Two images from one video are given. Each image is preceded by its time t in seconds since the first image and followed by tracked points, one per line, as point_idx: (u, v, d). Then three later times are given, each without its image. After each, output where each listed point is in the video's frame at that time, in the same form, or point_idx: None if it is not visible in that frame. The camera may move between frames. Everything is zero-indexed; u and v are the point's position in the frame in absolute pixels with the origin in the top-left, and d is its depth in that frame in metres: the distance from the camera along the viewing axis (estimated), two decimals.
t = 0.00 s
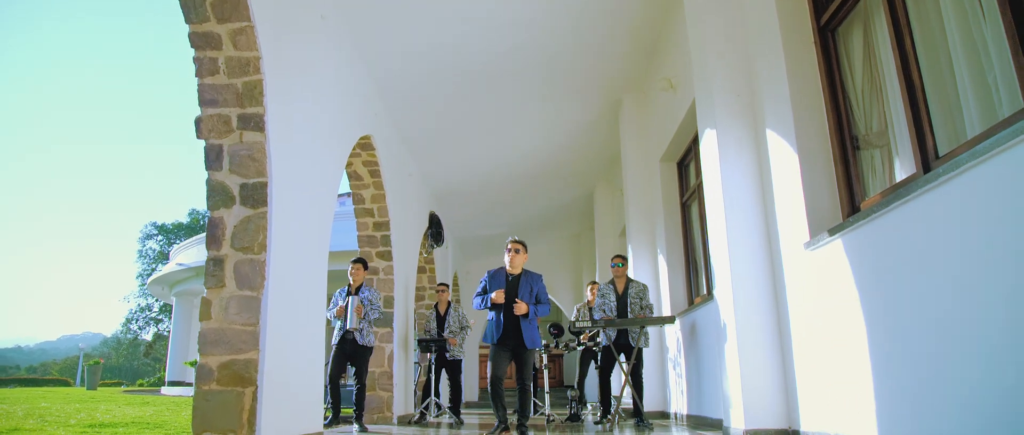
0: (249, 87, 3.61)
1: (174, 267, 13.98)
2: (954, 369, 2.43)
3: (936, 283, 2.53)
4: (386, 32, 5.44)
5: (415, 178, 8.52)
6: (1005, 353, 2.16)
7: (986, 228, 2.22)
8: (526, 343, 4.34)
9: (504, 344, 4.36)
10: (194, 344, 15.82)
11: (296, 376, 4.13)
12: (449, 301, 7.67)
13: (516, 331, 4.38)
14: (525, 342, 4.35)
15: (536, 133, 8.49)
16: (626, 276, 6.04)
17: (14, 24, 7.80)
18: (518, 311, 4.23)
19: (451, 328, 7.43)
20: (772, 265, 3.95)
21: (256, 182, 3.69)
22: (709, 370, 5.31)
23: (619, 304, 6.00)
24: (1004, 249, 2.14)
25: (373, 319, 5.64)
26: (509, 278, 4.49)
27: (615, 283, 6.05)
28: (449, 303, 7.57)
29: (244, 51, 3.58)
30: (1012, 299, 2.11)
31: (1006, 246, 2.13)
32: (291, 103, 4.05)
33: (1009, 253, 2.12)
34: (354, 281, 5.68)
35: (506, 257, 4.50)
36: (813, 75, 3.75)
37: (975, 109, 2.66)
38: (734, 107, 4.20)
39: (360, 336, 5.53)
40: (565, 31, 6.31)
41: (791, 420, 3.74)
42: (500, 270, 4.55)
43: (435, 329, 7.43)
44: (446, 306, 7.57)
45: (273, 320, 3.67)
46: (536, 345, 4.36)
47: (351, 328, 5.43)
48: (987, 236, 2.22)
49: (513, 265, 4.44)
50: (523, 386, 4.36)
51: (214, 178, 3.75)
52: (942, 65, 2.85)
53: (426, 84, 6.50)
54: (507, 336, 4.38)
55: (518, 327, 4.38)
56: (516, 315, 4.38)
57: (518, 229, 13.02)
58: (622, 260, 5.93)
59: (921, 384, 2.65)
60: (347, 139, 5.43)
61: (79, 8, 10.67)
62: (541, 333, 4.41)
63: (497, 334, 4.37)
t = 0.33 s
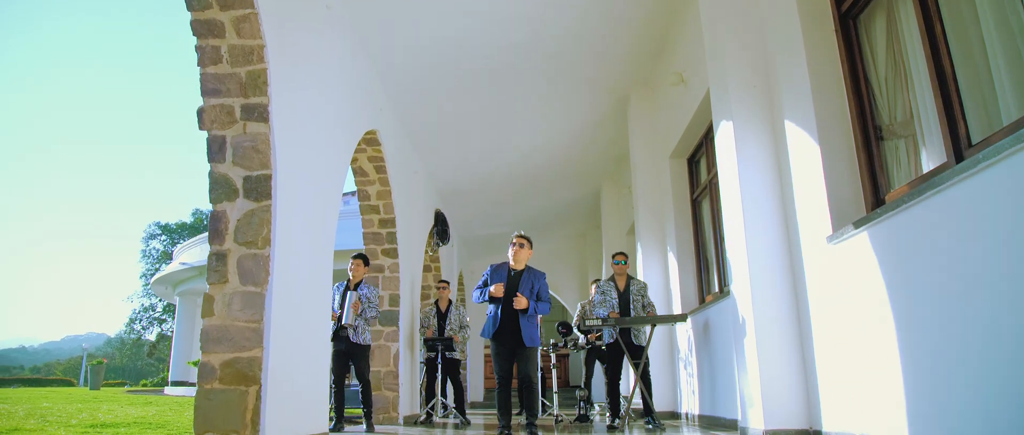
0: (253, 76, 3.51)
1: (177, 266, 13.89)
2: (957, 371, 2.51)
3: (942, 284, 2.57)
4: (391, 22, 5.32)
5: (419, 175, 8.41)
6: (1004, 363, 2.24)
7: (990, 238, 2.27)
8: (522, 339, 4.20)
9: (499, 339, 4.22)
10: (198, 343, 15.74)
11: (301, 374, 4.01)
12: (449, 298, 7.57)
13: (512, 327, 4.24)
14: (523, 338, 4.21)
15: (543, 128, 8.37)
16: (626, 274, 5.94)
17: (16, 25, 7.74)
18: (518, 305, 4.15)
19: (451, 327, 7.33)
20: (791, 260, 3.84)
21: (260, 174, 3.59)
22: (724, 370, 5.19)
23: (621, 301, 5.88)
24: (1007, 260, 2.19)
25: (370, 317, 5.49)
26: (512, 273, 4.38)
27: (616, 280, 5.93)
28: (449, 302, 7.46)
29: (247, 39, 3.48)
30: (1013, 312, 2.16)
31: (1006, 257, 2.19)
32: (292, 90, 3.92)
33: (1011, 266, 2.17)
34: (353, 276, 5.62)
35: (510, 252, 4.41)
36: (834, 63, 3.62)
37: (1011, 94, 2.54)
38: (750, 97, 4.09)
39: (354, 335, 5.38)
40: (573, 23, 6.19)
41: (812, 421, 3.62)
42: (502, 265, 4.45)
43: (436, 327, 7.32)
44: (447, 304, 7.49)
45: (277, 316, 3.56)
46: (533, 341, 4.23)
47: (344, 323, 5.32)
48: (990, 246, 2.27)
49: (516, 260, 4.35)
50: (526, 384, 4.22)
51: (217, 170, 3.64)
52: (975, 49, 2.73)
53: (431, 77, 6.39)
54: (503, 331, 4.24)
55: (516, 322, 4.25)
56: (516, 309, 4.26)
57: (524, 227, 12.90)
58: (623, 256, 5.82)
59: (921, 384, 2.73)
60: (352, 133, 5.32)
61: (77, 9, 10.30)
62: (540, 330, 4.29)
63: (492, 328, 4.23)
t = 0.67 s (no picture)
0: (257, 64, 3.40)
1: (179, 266, 13.78)
2: (973, 371, 2.49)
3: (942, 283, 2.63)
4: (396, 14, 5.18)
5: (424, 172, 8.28)
6: (1004, 365, 2.32)
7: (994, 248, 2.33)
8: (536, 340, 4.06)
9: (513, 341, 4.10)
10: (200, 343, 15.62)
11: (304, 374, 3.87)
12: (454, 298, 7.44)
13: (527, 331, 4.10)
14: (538, 340, 4.07)
15: (550, 125, 8.24)
16: (636, 272, 5.82)
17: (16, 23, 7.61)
18: (531, 307, 4.02)
19: (457, 327, 7.19)
20: (814, 254, 3.70)
21: (263, 166, 3.46)
22: (739, 369, 5.07)
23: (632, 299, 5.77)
24: (1008, 268, 2.26)
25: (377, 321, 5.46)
26: (517, 275, 4.26)
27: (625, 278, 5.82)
28: (454, 301, 7.34)
29: (250, 26, 3.36)
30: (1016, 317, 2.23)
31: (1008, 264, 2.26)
32: (295, 80, 3.78)
33: (1011, 272, 2.25)
34: (357, 275, 5.41)
35: (509, 253, 4.28)
36: (860, 50, 3.47)
37: None
38: (771, 87, 3.95)
39: (366, 337, 5.28)
40: (582, 16, 6.05)
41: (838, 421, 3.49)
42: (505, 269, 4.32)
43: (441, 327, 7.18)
44: (452, 303, 7.36)
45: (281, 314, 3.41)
46: (547, 340, 4.08)
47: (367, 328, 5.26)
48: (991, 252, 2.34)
49: (520, 260, 4.23)
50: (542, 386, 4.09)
51: (219, 162, 3.51)
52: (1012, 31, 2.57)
53: (437, 71, 6.26)
54: (520, 336, 4.10)
55: (530, 326, 4.11)
56: (528, 312, 4.13)
57: (529, 225, 12.77)
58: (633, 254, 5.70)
59: (946, 384, 2.65)
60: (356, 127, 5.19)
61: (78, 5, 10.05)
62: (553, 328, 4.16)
63: (508, 334, 4.10)
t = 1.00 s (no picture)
0: (259, 51, 3.25)
1: (182, 266, 13.65)
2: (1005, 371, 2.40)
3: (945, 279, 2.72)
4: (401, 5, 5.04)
5: (430, 169, 8.14)
6: (999, 361, 2.42)
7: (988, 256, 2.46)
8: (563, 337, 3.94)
9: (537, 340, 3.95)
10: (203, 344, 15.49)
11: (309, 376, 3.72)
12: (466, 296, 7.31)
13: (552, 326, 3.96)
14: (564, 336, 3.95)
15: (558, 120, 8.09)
16: (655, 269, 5.66)
17: (15, 18, 7.39)
18: (556, 299, 3.87)
19: (471, 324, 7.08)
20: (841, 250, 3.55)
21: (266, 158, 3.31)
22: (757, 369, 4.91)
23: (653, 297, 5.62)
24: (1009, 271, 2.36)
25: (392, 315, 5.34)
26: (540, 269, 4.10)
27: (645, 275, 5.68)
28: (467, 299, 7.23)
29: (252, 11, 3.22)
30: (1005, 325, 2.37)
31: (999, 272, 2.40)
32: (297, 69, 3.63)
33: (1012, 280, 2.33)
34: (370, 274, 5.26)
35: (530, 247, 4.13)
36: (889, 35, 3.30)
37: None
38: (792, 76, 3.80)
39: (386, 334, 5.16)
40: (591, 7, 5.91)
41: (869, 424, 3.33)
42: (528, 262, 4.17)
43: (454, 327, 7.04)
44: (464, 302, 7.23)
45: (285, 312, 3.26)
46: (572, 335, 3.97)
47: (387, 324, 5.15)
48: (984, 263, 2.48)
49: (541, 253, 4.06)
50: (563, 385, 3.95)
51: (220, 154, 3.37)
52: None
53: (442, 65, 6.11)
54: (546, 331, 3.96)
55: (556, 320, 3.98)
56: (554, 306, 3.98)
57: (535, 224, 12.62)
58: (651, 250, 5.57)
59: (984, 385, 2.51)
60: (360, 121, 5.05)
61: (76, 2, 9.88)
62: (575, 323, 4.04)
63: (533, 330, 3.95)
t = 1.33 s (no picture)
0: (254, 34, 3.09)
1: (183, 266, 13.50)
2: None
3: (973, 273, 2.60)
4: None
5: (433, 164, 7.98)
6: None
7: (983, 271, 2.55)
8: (577, 341, 3.78)
9: (548, 339, 3.79)
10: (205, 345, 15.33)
11: (306, 375, 3.56)
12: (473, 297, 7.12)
13: (565, 327, 3.80)
14: (575, 338, 3.78)
15: (564, 115, 7.93)
16: (670, 270, 5.47)
17: (12, 13, 7.17)
18: (573, 305, 3.70)
19: (479, 326, 6.87)
20: (865, 243, 3.39)
21: (261, 146, 3.15)
22: (773, 368, 4.74)
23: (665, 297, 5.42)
24: None
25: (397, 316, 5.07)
26: (558, 266, 3.92)
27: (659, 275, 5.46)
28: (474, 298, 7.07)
29: None
30: (996, 334, 2.47)
31: (991, 289, 2.50)
32: (296, 55, 3.47)
33: None
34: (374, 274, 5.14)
35: (555, 244, 3.93)
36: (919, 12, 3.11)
37: None
38: (813, 60, 3.63)
39: (384, 335, 4.96)
40: None
41: (897, 424, 3.16)
42: (546, 255, 3.98)
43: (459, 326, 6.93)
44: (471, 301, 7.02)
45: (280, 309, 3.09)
46: (587, 341, 3.80)
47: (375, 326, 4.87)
48: (978, 279, 2.57)
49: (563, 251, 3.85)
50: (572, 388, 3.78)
51: (213, 142, 3.21)
52: None
53: (446, 56, 5.95)
54: (555, 332, 3.80)
55: (569, 321, 3.80)
56: (568, 307, 3.81)
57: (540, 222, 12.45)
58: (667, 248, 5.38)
59: None
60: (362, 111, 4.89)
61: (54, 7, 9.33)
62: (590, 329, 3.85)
63: (543, 328, 3.79)
